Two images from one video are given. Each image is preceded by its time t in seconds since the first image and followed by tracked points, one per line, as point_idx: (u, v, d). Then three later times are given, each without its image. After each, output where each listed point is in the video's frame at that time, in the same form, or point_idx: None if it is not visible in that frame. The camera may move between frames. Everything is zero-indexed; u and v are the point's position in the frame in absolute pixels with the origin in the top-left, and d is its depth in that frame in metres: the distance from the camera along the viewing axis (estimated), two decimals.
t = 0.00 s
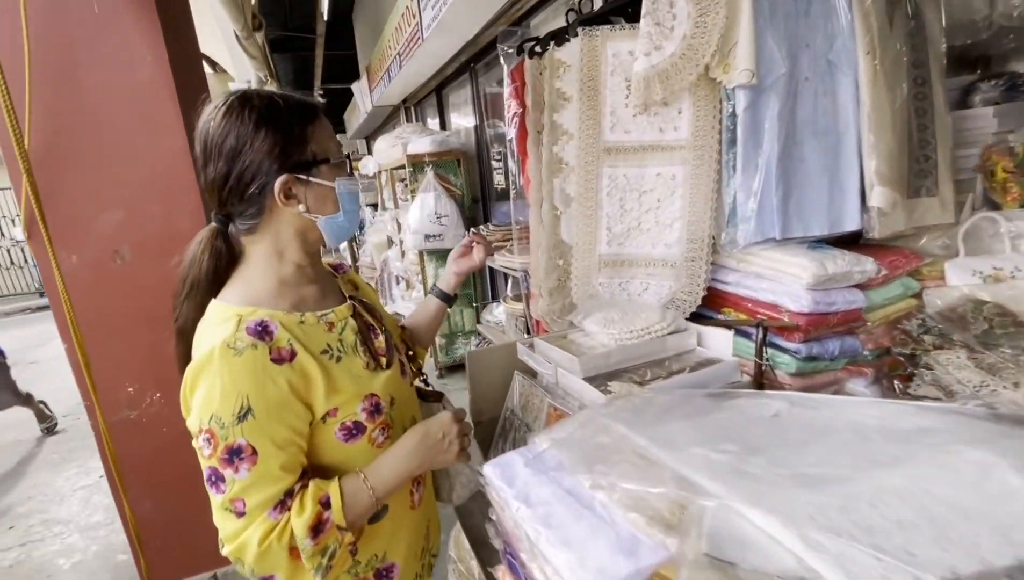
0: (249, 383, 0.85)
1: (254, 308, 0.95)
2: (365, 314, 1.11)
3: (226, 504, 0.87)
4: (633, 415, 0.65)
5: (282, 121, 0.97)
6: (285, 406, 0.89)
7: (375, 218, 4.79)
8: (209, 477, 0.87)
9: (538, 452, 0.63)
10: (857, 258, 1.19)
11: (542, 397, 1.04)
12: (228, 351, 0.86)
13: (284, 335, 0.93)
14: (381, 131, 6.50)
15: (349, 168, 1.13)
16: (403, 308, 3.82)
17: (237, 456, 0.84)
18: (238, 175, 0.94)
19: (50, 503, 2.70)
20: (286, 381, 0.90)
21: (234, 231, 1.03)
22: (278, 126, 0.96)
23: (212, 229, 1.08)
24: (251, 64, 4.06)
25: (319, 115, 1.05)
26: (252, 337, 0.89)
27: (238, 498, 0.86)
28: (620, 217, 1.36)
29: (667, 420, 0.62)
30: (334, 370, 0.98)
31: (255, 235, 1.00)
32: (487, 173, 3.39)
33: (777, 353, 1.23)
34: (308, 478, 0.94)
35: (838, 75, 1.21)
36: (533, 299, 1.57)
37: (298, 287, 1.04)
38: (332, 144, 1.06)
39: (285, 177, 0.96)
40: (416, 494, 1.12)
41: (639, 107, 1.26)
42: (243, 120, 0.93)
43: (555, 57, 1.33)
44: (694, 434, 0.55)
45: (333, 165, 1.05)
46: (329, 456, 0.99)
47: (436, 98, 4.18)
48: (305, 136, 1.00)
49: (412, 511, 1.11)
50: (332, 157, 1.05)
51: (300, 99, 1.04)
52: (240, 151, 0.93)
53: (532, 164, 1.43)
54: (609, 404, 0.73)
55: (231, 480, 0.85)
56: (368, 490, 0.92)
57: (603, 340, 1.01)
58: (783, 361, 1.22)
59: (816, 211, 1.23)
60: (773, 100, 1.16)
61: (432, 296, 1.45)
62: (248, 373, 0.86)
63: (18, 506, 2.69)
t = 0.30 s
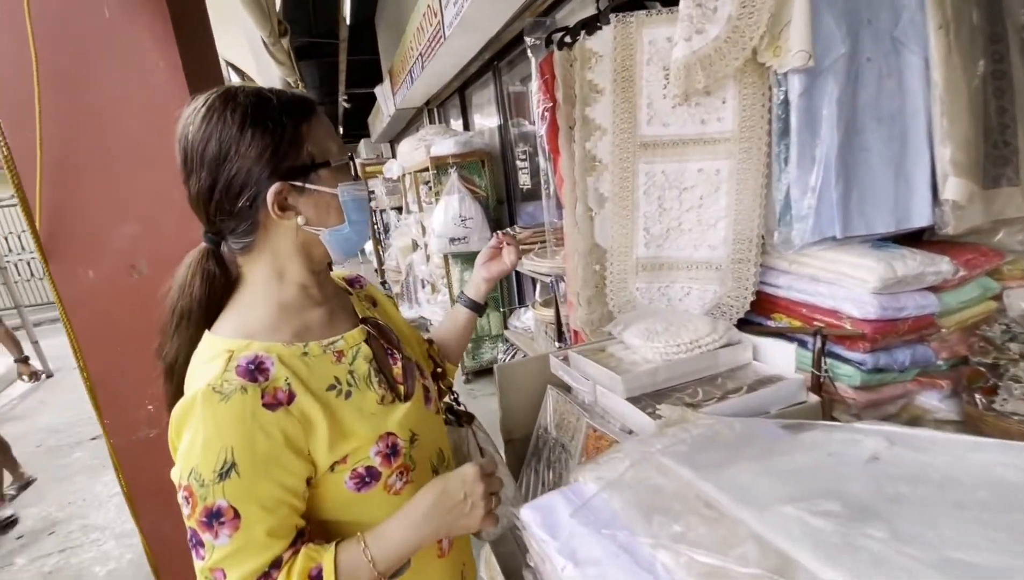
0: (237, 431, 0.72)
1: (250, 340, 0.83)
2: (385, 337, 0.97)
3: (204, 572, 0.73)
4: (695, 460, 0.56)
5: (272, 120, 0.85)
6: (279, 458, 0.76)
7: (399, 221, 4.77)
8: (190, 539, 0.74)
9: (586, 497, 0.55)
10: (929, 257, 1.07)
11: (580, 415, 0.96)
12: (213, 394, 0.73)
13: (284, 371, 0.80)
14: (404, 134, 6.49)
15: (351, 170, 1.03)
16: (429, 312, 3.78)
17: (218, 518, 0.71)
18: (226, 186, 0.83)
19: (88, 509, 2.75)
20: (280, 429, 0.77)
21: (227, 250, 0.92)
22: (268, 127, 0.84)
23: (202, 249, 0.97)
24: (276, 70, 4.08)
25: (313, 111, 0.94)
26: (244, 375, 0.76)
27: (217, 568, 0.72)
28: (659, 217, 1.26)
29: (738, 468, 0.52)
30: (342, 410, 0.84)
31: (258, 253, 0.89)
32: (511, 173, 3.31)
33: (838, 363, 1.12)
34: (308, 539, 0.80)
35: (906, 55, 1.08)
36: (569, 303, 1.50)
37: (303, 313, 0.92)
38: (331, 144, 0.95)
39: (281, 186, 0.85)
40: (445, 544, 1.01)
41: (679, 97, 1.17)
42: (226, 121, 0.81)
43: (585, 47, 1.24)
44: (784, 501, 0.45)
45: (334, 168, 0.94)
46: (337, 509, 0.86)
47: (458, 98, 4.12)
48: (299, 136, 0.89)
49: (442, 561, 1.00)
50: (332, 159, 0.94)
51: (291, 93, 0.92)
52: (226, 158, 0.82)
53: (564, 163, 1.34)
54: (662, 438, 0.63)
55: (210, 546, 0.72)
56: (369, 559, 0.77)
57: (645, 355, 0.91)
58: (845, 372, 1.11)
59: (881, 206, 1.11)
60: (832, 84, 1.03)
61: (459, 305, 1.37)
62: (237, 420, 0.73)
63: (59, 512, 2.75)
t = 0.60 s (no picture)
0: (219, 469, 0.67)
1: (244, 360, 0.78)
2: (397, 356, 0.91)
3: None
4: (756, 495, 0.49)
5: (253, 108, 0.79)
6: (269, 496, 0.71)
7: (418, 224, 4.75)
8: None
9: (631, 538, 0.49)
10: (995, 260, 0.96)
11: (609, 430, 0.89)
12: (193, 424, 0.68)
13: (278, 398, 0.75)
14: (422, 137, 6.48)
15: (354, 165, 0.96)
16: (447, 316, 3.73)
17: (198, 566, 0.66)
18: (207, 182, 0.79)
19: (109, 513, 2.75)
20: (271, 462, 0.72)
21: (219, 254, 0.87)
22: (246, 115, 0.78)
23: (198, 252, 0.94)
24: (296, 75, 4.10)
25: (305, 95, 0.87)
26: (231, 404, 0.72)
27: None
28: (692, 217, 1.19)
29: (804, 506, 0.45)
30: (343, 437, 0.79)
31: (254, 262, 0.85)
32: (531, 175, 3.24)
33: (891, 375, 1.01)
34: None
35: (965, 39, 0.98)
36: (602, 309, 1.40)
37: (304, 326, 0.87)
38: (324, 133, 0.88)
39: (265, 180, 0.80)
40: None
41: (714, 89, 1.09)
42: (202, 113, 0.77)
43: (613, 38, 1.18)
44: (876, 554, 0.38)
45: (328, 160, 0.88)
46: (339, 550, 0.80)
47: (477, 100, 4.08)
48: (285, 124, 0.82)
49: None
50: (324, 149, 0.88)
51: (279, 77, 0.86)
52: (203, 152, 0.77)
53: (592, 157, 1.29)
54: (711, 465, 0.56)
55: None
56: None
57: (681, 367, 0.84)
58: (899, 385, 1.00)
59: (939, 203, 1.01)
60: (885, 70, 0.95)
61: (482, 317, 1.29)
62: (220, 455, 0.68)
63: (80, 515, 2.77)
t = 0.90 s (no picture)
0: (183, 497, 0.58)
1: (222, 375, 0.68)
2: (398, 378, 0.80)
3: None
4: (786, 527, 0.45)
5: (196, 105, 0.71)
6: (238, 530, 0.62)
7: (421, 233, 4.73)
8: None
9: (643, 568, 0.46)
10: (1020, 277, 0.92)
11: (621, 451, 0.86)
12: (156, 446, 0.59)
13: (255, 420, 0.65)
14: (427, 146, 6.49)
15: (325, 164, 0.78)
16: (449, 326, 3.69)
17: None
18: (166, 183, 0.76)
19: (102, 519, 2.72)
20: (239, 495, 0.62)
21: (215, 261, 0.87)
22: (190, 115, 0.71)
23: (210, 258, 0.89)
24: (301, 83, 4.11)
25: (265, 85, 0.72)
26: (201, 424, 0.62)
27: None
28: (705, 229, 1.17)
29: (844, 544, 0.41)
30: (327, 468, 0.69)
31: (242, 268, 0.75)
32: (536, 184, 3.22)
33: (911, 397, 0.98)
34: None
35: (987, 51, 0.95)
36: (624, 326, 1.34)
37: (291, 340, 0.75)
38: (270, 128, 0.71)
39: (199, 184, 0.71)
40: None
41: (729, 98, 1.08)
42: (159, 112, 0.73)
43: (627, 45, 1.15)
44: None
45: (265, 160, 0.71)
46: None
47: (482, 110, 4.08)
48: (221, 122, 0.70)
49: None
50: (260, 147, 0.71)
51: (251, 65, 0.73)
52: (161, 153, 0.75)
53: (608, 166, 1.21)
54: (733, 492, 0.53)
55: None
56: None
57: (695, 384, 0.81)
58: (918, 407, 0.97)
59: (959, 219, 0.98)
60: (905, 82, 0.92)
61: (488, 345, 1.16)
62: (183, 482, 0.58)
63: (71, 523, 2.72)
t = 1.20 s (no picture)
0: (118, 525, 0.54)
1: (181, 392, 0.64)
2: (377, 403, 0.74)
3: None
4: (785, 566, 0.44)
5: (167, 109, 0.68)
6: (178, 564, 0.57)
7: (409, 247, 4.70)
8: None
9: None
10: (1000, 308, 0.93)
11: (612, 477, 0.83)
12: (97, 467, 0.54)
13: (209, 444, 0.62)
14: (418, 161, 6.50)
15: (301, 175, 0.74)
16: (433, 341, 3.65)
17: None
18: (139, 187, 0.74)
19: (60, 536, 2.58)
20: (181, 527, 0.58)
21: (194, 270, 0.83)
22: (161, 118, 0.68)
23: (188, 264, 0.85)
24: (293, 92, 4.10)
25: (241, 91, 0.69)
26: (148, 447, 0.58)
27: None
28: (700, 251, 1.18)
29: None
30: (286, 497, 0.66)
31: (215, 280, 0.72)
32: (525, 202, 3.23)
33: (897, 425, 0.97)
34: None
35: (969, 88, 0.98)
36: (621, 347, 1.33)
37: (261, 358, 0.72)
38: (242, 136, 0.68)
39: (166, 192, 0.67)
40: None
41: (724, 120, 1.09)
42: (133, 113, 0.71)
43: (624, 66, 1.16)
44: None
45: (233, 170, 0.67)
46: None
47: (474, 127, 4.10)
48: (191, 128, 0.67)
49: None
50: (228, 155, 0.67)
51: (229, 69, 0.71)
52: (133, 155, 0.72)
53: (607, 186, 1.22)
54: (729, 523, 0.51)
55: None
56: None
57: (685, 409, 0.80)
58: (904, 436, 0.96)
59: (940, 249, 0.99)
60: (892, 113, 0.95)
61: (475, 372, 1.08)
62: (120, 509, 0.54)
63: (27, 538, 2.59)
